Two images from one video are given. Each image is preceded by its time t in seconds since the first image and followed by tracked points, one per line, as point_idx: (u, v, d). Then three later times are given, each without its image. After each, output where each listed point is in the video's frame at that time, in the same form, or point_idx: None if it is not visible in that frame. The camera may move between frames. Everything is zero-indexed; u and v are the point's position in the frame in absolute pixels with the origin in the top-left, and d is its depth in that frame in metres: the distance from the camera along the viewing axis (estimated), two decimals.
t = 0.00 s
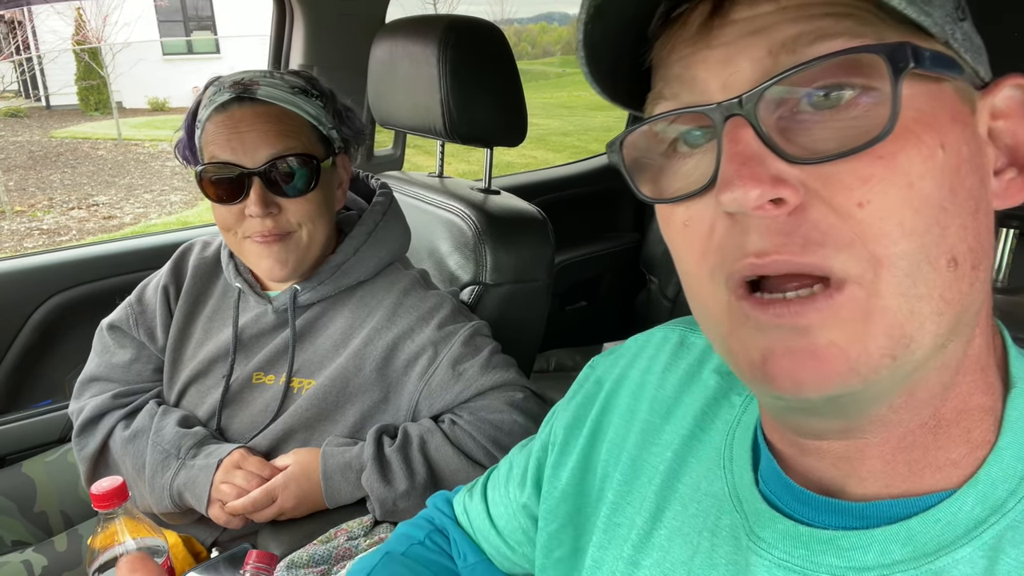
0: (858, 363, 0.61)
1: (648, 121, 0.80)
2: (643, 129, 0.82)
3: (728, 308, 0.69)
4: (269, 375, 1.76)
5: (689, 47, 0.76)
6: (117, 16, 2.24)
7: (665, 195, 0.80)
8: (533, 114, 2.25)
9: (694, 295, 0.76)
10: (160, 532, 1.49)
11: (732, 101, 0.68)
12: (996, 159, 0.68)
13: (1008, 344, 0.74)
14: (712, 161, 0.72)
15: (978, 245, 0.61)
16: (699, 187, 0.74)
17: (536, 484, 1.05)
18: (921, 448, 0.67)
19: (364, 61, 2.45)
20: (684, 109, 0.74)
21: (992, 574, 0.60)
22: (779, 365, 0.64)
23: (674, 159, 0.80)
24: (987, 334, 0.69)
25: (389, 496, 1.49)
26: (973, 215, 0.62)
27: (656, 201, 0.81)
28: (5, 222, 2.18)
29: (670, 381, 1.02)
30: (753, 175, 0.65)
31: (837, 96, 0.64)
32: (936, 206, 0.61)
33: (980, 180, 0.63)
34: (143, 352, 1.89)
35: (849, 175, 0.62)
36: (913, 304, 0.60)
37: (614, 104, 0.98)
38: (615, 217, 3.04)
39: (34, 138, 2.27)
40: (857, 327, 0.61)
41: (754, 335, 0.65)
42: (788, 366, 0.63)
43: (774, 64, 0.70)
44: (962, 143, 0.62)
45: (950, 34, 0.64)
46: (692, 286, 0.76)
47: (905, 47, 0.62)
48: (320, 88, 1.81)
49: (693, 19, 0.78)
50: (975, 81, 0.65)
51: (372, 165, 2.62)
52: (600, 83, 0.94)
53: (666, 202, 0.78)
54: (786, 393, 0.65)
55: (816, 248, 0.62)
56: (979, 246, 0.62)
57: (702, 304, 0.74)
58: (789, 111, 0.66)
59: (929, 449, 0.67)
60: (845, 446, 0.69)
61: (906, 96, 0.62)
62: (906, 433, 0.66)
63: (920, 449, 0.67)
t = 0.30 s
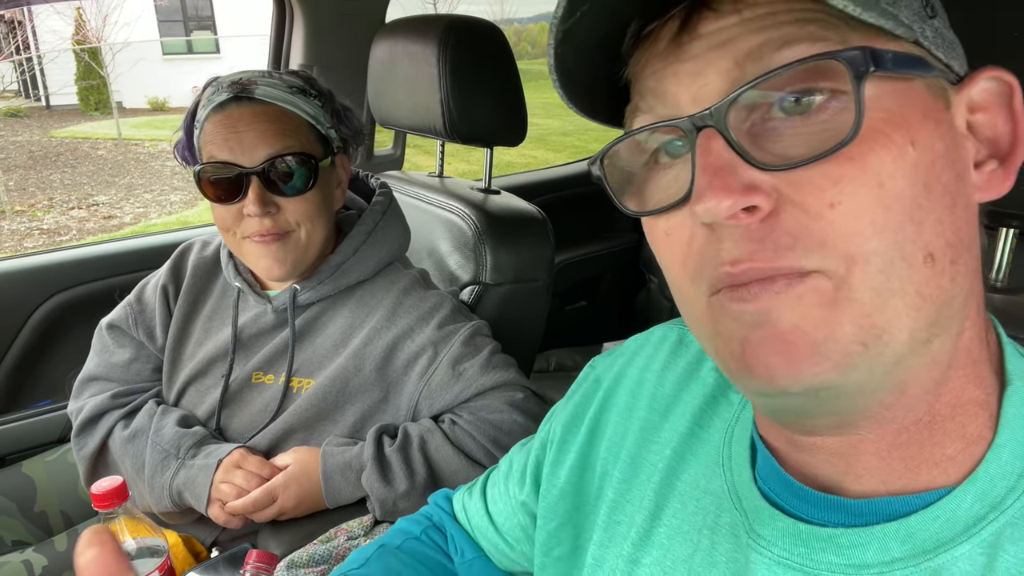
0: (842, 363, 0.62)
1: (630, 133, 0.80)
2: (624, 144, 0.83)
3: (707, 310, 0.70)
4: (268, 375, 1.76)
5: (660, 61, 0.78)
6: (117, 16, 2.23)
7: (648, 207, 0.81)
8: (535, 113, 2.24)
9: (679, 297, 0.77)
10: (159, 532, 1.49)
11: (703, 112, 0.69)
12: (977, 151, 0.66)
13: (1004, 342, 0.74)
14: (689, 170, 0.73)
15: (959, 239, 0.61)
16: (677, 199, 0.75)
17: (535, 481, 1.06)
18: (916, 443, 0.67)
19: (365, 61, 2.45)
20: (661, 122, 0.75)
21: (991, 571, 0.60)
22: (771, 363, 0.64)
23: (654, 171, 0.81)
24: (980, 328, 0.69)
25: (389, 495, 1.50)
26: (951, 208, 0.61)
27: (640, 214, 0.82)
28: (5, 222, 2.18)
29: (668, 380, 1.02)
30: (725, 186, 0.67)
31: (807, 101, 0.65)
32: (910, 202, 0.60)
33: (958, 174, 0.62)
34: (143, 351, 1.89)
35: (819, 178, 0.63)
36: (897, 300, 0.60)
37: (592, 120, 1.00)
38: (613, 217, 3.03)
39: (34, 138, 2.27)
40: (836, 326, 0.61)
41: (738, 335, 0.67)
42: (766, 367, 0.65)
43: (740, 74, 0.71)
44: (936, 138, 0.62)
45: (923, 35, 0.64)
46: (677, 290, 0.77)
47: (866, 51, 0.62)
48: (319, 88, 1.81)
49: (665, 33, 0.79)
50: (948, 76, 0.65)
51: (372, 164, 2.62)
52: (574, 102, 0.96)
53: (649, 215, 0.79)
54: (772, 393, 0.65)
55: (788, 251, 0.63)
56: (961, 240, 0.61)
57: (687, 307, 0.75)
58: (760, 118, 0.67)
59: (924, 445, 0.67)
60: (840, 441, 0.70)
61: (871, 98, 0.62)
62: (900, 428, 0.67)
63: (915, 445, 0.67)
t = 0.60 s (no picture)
0: (836, 366, 0.61)
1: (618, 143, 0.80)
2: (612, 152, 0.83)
3: (700, 314, 0.70)
4: (268, 375, 1.76)
5: (643, 71, 0.78)
6: (117, 16, 2.23)
7: (638, 216, 0.82)
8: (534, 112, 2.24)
9: (670, 301, 0.77)
10: (160, 531, 1.49)
11: (686, 120, 0.69)
12: (966, 147, 0.66)
13: (1002, 341, 0.74)
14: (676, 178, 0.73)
15: (950, 237, 0.61)
16: (666, 206, 0.76)
17: (536, 485, 1.05)
18: (914, 443, 0.67)
19: (364, 61, 2.45)
20: (646, 132, 0.75)
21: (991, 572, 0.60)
22: (767, 364, 0.64)
23: (643, 179, 0.81)
24: (974, 326, 0.68)
25: (389, 496, 1.50)
26: (939, 207, 0.61)
27: (630, 223, 0.82)
28: (5, 222, 2.18)
29: (668, 382, 1.02)
30: (708, 193, 0.66)
31: (791, 104, 0.65)
32: (897, 200, 0.60)
33: (945, 172, 0.62)
34: (142, 351, 1.89)
35: (805, 182, 0.62)
36: (891, 301, 0.60)
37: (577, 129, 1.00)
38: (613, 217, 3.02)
39: (35, 138, 2.27)
40: (833, 331, 0.61)
41: (730, 339, 0.67)
42: (762, 372, 0.64)
43: (721, 80, 0.71)
44: (924, 137, 0.62)
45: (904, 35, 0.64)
46: (669, 296, 0.77)
47: (843, 54, 0.62)
48: (319, 88, 1.81)
49: (648, 41, 0.79)
50: (932, 75, 0.65)
51: (372, 164, 2.62)
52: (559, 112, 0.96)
53: (639, 223, 0.79)
54: (766, 395, 0.65)
55: (779, 252, 0.63)
56: (951, 238, 0.61)
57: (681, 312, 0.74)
58: (744, 123, 0.67)
59: (921, 444, 0.67)
60: (840, 444, 0.69)
61: (852, 99, 0.63)
62: (898, 428, 0.66)
63: (913, 445, 0.67)
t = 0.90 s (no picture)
0: (837, 371, 0.61)
1: (619, 142, 0.80)
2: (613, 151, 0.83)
3: (704, 319, 0.70)
4: (268, 375, 1.76)
5: (647, 70, 0.78)
6: (117, 16, 2.23)
7: (639, 216, 0.83)
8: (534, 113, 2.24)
9: (675, 304, 0.77)
10: (160, 532, 1.49)
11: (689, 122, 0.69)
12: (971, 152, 0.66)
13: (1004, 344, 0.74)
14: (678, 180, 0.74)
15: (953, 244, 0.61)
16: (666, 209, 0.76)
17: (536, 485, 1.05)
18: (917, 449, 0.67)
19: (365, 61, 2.45)
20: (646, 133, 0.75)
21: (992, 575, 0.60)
22: (771, 369, 0.64)
23: (645, 179, 0.82)
24: (978, 329, 0.68)
25: (389, 496, 1.50)
26: (943, 214, 0.61)
27: (630, 223, 0.83)
28: (5, 222, 2.18)
29: (669, 382, 1.02)
30: (711, 198, 0.66)
31: (794, 107, 0.65)
32: (900, 209, 0.60)
33: (948, 178, 0.62)
34: (141, 351, 1.88)
35: (806, 189, 0.62)
36: (893, 309, 0.60)
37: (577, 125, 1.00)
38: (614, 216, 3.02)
39: (35, 138, 2.27)
40: (834, 338, 0.61)
41: (731, 346, 0.67)
42: (765, 379, 0.64)
43: (725, 85, 0.71)
44: (929, 143, 0.62)
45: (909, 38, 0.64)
46: (673, 300, 0.77)
47: (850, 58, 0.62)
48: (319, 88, 1.81)
49: (651, 39, 0.79)
50: (939, 78, 0.65)
51: (372, 164, 2.62)
52: (559, 110, 0.97)
53: (640, 223, 0.80)
54: (767, 400, 0.65)
55: (780, 261, 0.63)
56: (955, 245, 0.61)
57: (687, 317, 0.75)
58: (747, 126, 0.67)
59: (924, 449, 0.67)
60: (842, 448, 0.69)
61: (858, 104, 0.62)
62: (901, 435, 0.66)
63: (916, 451, 0.67)
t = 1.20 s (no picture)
0: (853, 370, 0.61)
1: (633, 131, 0.80)
2: (629, 140, 0.82)
3: (714, 317, 0.69)
4: (267, 374, 1.76)
5: (672, 55, 0.77)
6: (118, 16, 2.23)
7: (653, 206, 0.80)
8: (534, 113, 2.24)
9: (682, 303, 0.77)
10: (160, 531, 1.48)
11: (717, 110, 0.69)
12: (984, 159, 0.67)
13: (1003, 345, 0.74)
14: (699, 169, 0.72)
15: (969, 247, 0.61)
16: (684, 198, 0.74)
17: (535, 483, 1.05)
18: (917, 452, 0.67)
19: (365, 61, 2.45)
20: (668, 119, 0.74)
21: None
22: (777, 371, 0.64)
23: (659, 170, 0.80)
24: (980, 332, 0.68)
25: (390, 496, 1.50)
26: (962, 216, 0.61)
27: (645, 212, 0.80)
28: (6, 222, 2.18)
29: (670, 381, 1.02)
30: (740, 185, 0.65)
31: (820, 101, 0.64)
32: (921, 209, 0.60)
33: (967, 181, 0.62)
34: (141, 350, 1.88)
35: (834, 183, 0.62)
36: (896, 311, 0.60)
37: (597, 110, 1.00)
38: (614, 216, 3.03)
39: (35, 138, 2.28)
40: (840, 339, 0.61)
41: (742, 345, 0.66)
42: (775, 379, 0.64)
43: (752, 76, 0.70)
44: (948, 145, 0.62)
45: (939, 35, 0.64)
46: (682, 300, 0.76)
47: (887, 52, 0.62)
48: (319, 88, 1.81)
49: (677, 25, 0.78)
50: (958, 83, 0.65)
51: (372, 164, 2.62)
52: (581, 90, 0.97)
53: (656, 213, 0.78)
54: (774, 400, 0.65)
55: (804, 255, 0.62)
56: (970, 248, 0.61)
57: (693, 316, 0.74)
58: (773, 118, 0.66)
59: (925, 451, 0.66)
60: (843, 454, 0.69)
61: (890, 99, 0.62)
62: (904, 438, 0.66)
63: (917, 454, 0.67)
